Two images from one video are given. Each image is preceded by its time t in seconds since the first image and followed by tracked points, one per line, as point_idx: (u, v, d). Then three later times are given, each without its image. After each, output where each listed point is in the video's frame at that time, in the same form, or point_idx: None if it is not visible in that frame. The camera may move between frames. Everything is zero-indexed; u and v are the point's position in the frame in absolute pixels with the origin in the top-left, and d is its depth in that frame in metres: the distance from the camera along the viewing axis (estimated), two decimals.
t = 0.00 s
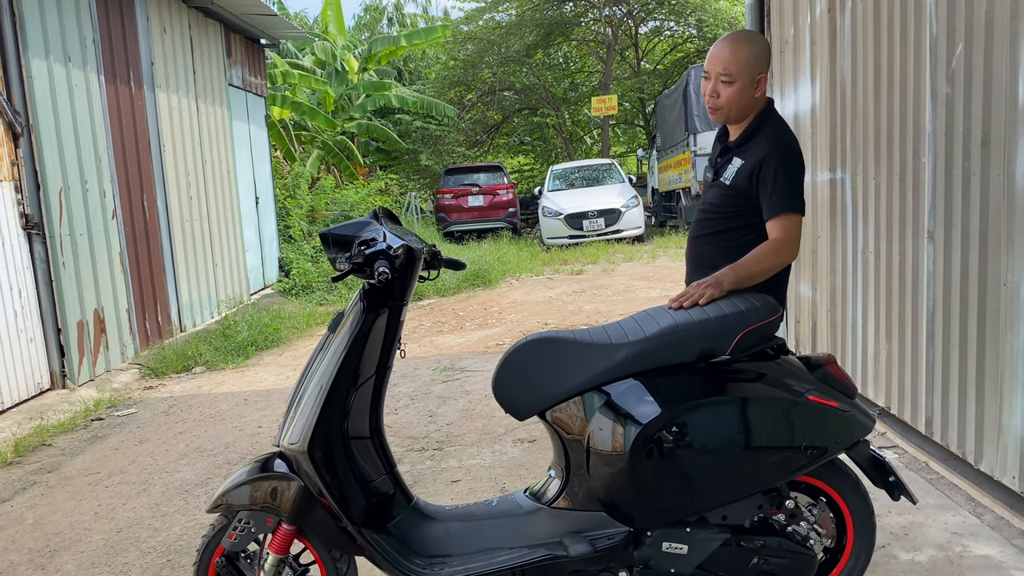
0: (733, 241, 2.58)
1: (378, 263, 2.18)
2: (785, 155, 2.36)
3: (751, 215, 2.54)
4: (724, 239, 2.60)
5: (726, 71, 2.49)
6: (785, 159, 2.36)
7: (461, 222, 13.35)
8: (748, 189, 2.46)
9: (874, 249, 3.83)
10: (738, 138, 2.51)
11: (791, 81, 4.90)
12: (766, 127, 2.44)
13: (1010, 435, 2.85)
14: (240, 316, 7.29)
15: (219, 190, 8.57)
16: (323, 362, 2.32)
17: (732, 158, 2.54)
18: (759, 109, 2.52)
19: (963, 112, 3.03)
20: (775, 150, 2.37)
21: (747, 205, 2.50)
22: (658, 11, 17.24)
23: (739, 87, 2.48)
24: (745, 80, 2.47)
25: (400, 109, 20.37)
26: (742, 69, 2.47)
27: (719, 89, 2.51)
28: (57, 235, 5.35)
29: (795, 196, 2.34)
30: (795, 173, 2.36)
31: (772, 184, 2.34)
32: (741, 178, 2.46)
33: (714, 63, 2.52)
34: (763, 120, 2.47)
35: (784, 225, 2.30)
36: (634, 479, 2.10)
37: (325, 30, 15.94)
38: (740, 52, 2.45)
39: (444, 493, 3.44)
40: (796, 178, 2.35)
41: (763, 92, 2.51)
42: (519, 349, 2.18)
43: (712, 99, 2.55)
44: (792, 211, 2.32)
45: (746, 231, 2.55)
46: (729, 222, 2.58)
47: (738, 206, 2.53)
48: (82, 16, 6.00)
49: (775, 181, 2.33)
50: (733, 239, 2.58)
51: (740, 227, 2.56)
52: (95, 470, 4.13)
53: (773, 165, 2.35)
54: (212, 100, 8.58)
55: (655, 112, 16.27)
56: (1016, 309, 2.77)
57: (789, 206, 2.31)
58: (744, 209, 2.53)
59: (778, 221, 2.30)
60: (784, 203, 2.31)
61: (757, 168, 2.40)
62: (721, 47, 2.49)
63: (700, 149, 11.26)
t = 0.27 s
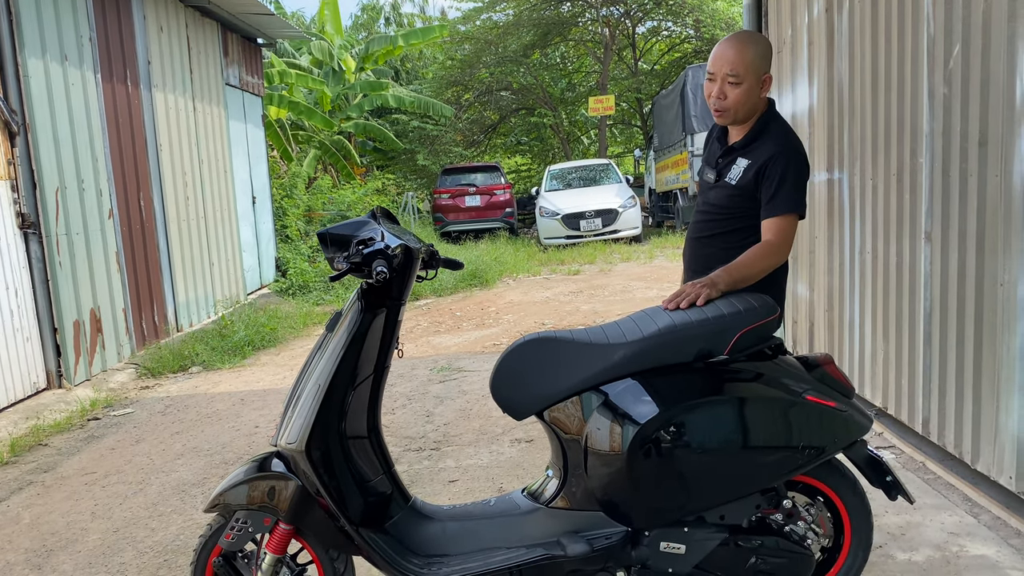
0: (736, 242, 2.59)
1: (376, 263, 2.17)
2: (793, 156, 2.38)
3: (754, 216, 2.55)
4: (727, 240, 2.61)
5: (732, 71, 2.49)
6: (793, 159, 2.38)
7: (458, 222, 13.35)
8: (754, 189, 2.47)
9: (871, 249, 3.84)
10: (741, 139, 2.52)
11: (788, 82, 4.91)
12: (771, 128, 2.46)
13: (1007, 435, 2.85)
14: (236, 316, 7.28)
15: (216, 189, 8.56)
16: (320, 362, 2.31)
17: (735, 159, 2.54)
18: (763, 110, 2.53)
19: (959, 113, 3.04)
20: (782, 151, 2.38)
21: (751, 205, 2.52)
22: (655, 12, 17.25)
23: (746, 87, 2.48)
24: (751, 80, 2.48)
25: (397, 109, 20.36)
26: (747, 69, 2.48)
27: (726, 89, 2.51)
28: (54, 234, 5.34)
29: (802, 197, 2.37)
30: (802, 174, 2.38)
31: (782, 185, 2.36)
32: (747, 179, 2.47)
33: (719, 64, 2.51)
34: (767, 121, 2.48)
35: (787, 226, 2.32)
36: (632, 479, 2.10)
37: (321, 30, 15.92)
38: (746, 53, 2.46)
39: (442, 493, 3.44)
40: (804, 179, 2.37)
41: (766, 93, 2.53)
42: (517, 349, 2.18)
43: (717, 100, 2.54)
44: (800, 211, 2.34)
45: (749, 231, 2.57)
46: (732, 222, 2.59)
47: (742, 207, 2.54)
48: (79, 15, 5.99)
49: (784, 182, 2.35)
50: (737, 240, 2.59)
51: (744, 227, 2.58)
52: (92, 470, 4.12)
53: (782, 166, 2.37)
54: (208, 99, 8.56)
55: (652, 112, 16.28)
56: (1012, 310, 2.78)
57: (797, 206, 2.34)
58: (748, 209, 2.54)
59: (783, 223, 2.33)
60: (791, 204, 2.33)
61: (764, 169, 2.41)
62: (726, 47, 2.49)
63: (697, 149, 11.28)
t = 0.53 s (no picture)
0: (738, 242, 2.60)
1: (375, 263, 2.18)
2: (797, 156, 2.38)
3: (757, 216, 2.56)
4: (729, 240, 2.61)
5: (735, 72, 2.49)
6: (796, 160, 2.39)
7: (456, 222, 13.35)
8: (757, 189, 2.47)
9: (870, 251, 3.85)
10: (744, 139, 2.52)
11: (788, 83, 4.92)
12: (774, 128, 2.46)
13: (1005, 436, 2.86)
14: (235, 315, 7.28)
15: (214, 189, 8.55)
16: (319, 362, 2.31)
17: (738, 159, 2.55)
18: (765, 110, 2.54)
19: (958, 115, 3.05)
20: (787, 150, 2.39)
21: (754, 206, 2.52)
22: (654, 12, 17.27)
23: (750, 88, 2.49)
24: (754, 81, 2.49)
25: (396, 109, 20.36)
26: (750, 70, 2.49)
27: (729, 90, 2.51)
28: (52, 233, 5.33)
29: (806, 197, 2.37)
30: (806, 173, 2.40)
31: (786, 184, 2.36)
32: (750, 179, 2.48)
33: (722, 65, 2.51)
34: (770, 121, 2.49)
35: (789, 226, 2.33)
36: (631, 479, 2.11)
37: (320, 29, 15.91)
38: (749, 54, 2.47)
39: (441, 493, 3.45)
40: (807, 179, 2.38)
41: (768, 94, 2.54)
42: (516, 349, 2.19)
43: (719, 101, 2.54)
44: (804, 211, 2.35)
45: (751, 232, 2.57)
46: (734, 223, 2.59)
47: (745, 207, 2.54)
48: (78, 14, 5.98)
49: (789, 181, 2.36)
50: (739, 240, 2.59)
51: (746, 228, 2.58)
52: (90, 469, 4.12)
53: (786, 166, 2.38)
54: (207, 98, 8.56)
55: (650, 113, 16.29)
56: (1011, 311, 2.79)
57: (802, 206, 2.35)
58: (750, 210, 2.54)
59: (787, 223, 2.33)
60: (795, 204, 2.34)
61: (768, 169, 2.42)
62: (728, 49, 2.50)
63: (696, 150, 11.29)
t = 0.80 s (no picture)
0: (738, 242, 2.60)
1: (376, 262, 2.18)
2: (798, 155, 2.39)
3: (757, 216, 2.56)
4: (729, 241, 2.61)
5: (736, 73, 2.50)
6: (797, 159, 2.39)
7: (456, 222, 13.35)
8: (758, 189, 2.48)
9: (869, 252, 3.85)
10: (744, 139, 2.52)
11: (788, 84, 4.92)
12: (774, 128, 2.47)
13: (1004, 437, 2.87)
14: (234, 314, 7.27)
15: (214, 188, 8.55)
16: (319, 360, 2.31)
17: (737, 160, 2.55)
18: (764, 111, 2.55)
19: (958, 117, 3.06)
20: (788, 150, 2.40)
21: (754, 206, 2.52)
22: (655, 13, 17.28)
23: (751, 88, 2.50)
24: (755, 81, 2.50)
25: (396, 109, 20.36)
26: (751, 70, 2.50)
27: (731, 91, 2.51)
28: (51, 230, 5.33)
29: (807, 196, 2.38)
30: (806, 173, 2.40)
31: (789, 183, 2.37)
32: (751, 179, 2.48)
33: (722, 66, 2.52)
34: (769, 121, 2.50)
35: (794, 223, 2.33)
36: (630, 479, 2.11)
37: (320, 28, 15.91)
38: (750, 54, 2.48)
39: (440, 492, 3.45)
40: (808, 178, 2.39)
41: (767, 94, 2.55)
42: (516, 348, 2.19)
43: (720, 102, 2.54)
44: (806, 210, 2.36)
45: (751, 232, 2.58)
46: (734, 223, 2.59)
47: (745, 207, 2.54)
48: (79, 12, 5.98)
49: (790, 180, 2.37)
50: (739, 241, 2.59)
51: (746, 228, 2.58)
52: (89, 467, 4.12)
53: (787, 165, 2.38)
54: (207, 97, 8.55)
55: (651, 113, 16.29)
56: (1010, 313, 2.79)
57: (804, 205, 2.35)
58: (750, 210, 2.55)
59: (791, 220, 2.33)
60: (797, 202, 2.34)
61: (769, 168, 2.42)
62: (728, 50, 2.51)
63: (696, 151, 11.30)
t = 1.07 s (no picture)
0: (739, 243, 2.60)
1: (377, 260, 2.17)
2: (799, 156, 2.40)
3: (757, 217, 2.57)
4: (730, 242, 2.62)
5: (735, 75, 2.50)
6: (798, 160, 2.40)
7: (456, 221, 13.35)
8: (759, 190, 2.48)
9: (870, 252, 3.85)
10: (744, 140, 2.52)
11: (789, 84, 4.92)
12: (774, 129, 2.47)
13: (1003, 439, 2.87)
14: (234, 311, 7.27)
15: (215, 185, 8.55)
16: (320, 358, 2.31)
17: (737, 160, 2.55)
18: (764, 111, 2.55)
19: (960, 118, 3.06)
20: (788, 150, 2.40)
21: (755, 206, 2.52)
22: (656, 13, 17.27)
23: (750, 90, 2.50)
24: (754, 83, 2.50)
25: (397, 107, 20.35)
26: (749, 71, 2.50)
27: (730, 94, 2.51)
28: (52, 227, 5.33)
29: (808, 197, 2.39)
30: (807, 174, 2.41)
31: (790, 184, 2.37)
32: (752, 180, 2.48)
33: (721, 69, 2.52)
34: (769, 122, 2.50)
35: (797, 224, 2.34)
36: (630, 478, 2.12)
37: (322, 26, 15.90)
38: (748, 56, 2.49)
39: (439, 491, 3.45)
40: (809, 179, 2.39)
41: (766, 95, 2.55)
42: (516, 347, 2.19)
43: (719, 105, 2.54)
44: (808, 210, 2.36)
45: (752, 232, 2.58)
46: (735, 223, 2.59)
47: (746, 207, 2.54)
48: (80, 8, 5.98)
49: (791, 181, 2.37)
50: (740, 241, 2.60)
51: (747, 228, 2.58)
52: (88, 464, 4.12)
53: (788, 166, 2.38)
54: (208, 94, 8.55)
55: (651, 113, 16.29)
56: (1010, 314, 2.80)
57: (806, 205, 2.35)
58: (751, 210, 2.55)
59: (794, 220, 2.34)
60: (799, 203, 2.35)
61: (769, 169, 2.42)
62: (725, 53, 2.51)
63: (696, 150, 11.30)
